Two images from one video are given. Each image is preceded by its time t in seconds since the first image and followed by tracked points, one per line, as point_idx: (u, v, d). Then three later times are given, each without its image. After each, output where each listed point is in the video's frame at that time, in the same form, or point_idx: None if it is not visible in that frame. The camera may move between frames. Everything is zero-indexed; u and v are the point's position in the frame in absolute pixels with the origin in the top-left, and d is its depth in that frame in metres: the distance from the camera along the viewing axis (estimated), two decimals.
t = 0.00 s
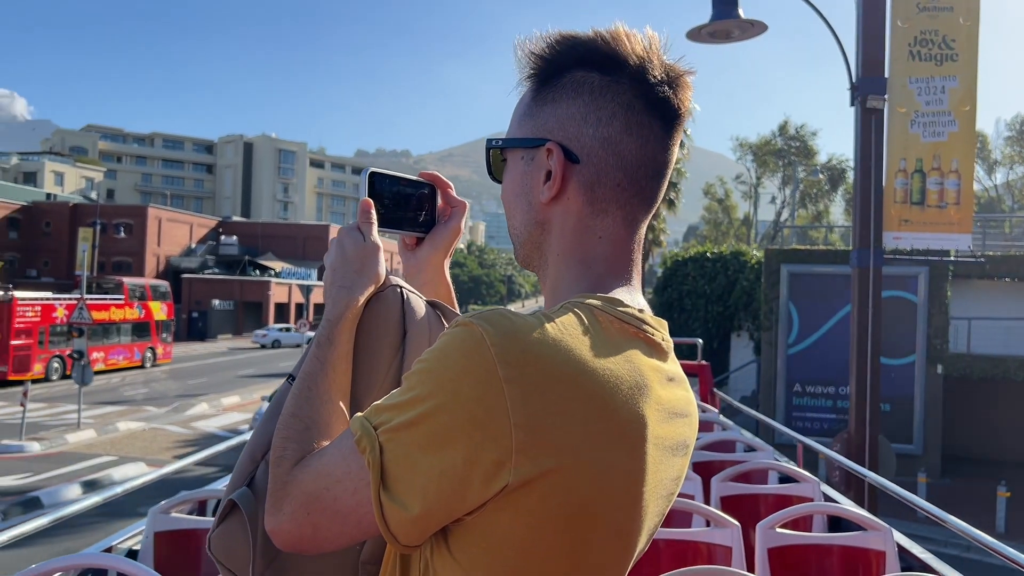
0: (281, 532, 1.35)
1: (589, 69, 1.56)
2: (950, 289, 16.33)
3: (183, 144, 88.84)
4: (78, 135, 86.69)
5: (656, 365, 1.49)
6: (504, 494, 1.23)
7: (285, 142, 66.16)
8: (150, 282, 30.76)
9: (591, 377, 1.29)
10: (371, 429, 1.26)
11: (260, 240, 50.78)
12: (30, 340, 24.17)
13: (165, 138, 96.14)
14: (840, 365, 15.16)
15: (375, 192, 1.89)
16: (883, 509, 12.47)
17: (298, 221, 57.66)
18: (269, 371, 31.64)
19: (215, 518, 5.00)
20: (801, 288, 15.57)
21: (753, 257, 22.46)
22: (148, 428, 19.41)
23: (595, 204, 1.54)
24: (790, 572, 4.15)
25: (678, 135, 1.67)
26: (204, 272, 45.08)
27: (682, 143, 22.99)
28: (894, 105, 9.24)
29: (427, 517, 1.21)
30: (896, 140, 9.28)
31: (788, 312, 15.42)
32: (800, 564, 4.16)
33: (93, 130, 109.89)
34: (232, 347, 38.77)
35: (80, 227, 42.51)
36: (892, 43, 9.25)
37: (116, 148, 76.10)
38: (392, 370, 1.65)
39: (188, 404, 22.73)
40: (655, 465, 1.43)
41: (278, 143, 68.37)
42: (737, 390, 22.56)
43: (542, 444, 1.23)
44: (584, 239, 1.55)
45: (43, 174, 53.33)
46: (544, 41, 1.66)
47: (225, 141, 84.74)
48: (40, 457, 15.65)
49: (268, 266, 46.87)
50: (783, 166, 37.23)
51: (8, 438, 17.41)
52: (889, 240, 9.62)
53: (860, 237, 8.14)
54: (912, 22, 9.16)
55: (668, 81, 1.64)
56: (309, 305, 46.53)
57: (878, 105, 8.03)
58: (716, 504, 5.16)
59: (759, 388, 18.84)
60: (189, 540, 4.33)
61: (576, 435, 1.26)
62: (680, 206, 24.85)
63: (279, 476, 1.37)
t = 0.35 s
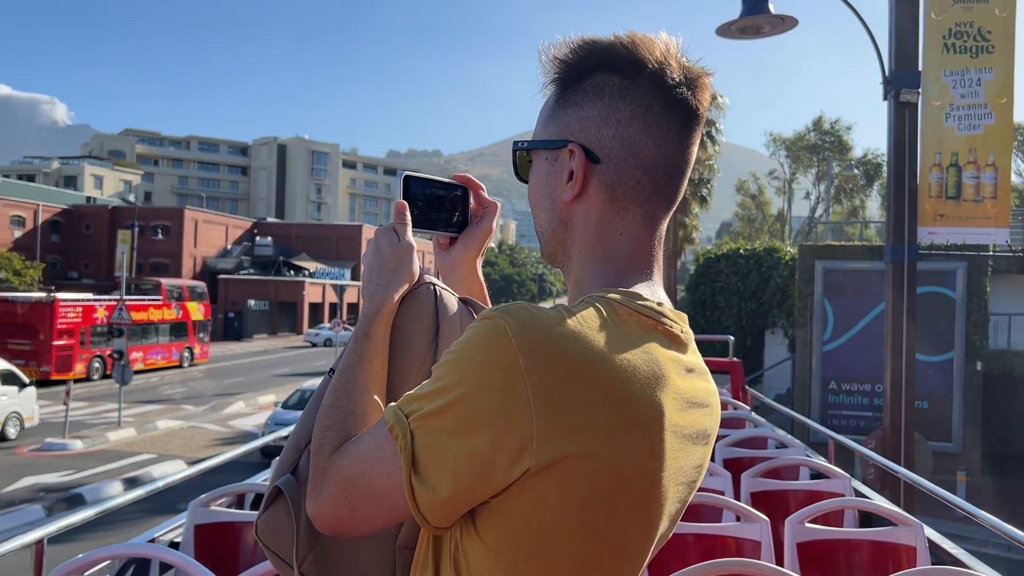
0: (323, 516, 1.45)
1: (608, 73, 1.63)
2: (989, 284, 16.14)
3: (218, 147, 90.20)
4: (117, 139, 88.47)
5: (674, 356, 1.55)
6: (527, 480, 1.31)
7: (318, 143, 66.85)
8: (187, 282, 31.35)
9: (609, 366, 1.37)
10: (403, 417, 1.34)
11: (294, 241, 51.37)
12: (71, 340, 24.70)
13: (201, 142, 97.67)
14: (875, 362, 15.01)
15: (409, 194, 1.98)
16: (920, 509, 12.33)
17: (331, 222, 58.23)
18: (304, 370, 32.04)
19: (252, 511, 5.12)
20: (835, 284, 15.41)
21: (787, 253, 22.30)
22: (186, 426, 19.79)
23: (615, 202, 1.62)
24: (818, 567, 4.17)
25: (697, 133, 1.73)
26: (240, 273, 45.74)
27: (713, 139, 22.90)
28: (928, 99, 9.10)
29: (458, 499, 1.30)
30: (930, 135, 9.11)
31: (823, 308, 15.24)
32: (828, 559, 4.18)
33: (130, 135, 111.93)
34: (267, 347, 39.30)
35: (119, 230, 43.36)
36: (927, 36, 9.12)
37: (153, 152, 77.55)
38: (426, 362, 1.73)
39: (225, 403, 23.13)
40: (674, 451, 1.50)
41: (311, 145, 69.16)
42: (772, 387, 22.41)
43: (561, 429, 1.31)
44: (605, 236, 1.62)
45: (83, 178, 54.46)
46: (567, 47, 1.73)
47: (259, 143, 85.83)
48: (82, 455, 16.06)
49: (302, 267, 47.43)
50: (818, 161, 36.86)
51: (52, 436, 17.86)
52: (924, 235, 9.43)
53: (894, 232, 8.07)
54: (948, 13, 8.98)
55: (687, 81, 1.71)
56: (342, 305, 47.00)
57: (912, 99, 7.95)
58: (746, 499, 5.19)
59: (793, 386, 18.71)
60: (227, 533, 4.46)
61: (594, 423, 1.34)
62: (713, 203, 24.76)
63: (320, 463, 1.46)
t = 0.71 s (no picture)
0: (351, 505, 1.50)
1: (622, 73, 1.67)
2: None
3: (251, 148, 91.39)
4: (153, 143, 89.97)
5: (689, 350, 1.59)
6: (541, 470, 1.35)
7: (350, 144, 67.42)
8: (223, 283, 31.86)
9: (622, 360, 1.41)
10: (424, 411, 1.39)
11: (327, 241, 51.92)
12: (110, 340, 25.18)
13: (235, 143, 98.99)
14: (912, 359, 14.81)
15: (435, 195, 2.03)
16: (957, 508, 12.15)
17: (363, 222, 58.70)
18: (337, 369, 32.37)
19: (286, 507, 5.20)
20: (871, 280, 15.15)
21: (821, 250, 22.10)
22: (223, 424, 20.12)
23: (631, 199, 1.65)
24: (849, 562, 4.16)
25: (713, 130, 1.76)
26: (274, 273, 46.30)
27: (745, 135, 22.74)
28: (963, 91, 8.94)
29: (475, 490, 1.35)
30: (963, 128, 9.02)
31: (858, 305, 14.91)
32: (860, 555, 4.16)
33: (166, 138, 113.75)
34: (301, 346, 39.76)
35: (155, 231, 44.13)
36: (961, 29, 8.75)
37: (189, 154, 78.82)
38: (452, 356, 1.78)
39: (261, 401, 23.46)
40: (689, 443, 1.53)
41: (343, 146, 69.80)
42: (807, 384, 22.23)
43: (574, 422, 1.35)
44: (622, 232, 1.66)
45: (120, 181, 55.54)
46: (583, 47, 1.77)
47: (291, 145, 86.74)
48: (122, 452, 16.42)
49: (335, 266, 47.90)
50: (852, 156, 36.46)
51: (92, 434, 18.29)
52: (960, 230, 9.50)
53: (929, 227, 7.93)
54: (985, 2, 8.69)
55: (702, 78, 1.74)
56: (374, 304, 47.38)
57: (947, 92, 7.82)
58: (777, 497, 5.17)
59: (828, 384, 18.52)
60: (262, 528, 4.54)
61: (607, 415, 1.38)
62: (745, 199, 24.59)
63: (348, 455, 1.52)
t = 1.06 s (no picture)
0: (373, 501, 1.52)
1: (639, 70, 1.67)
2: None
3: (277, 148, 92.18)
4: (180, 144, 90.86)
5: (707, 347, 1.59)
6: (557, 466, 1.36)
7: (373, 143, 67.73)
8: (249, 282, 32.16)
9: (640, 357, 1.41)
10: (442, 408, 1.41)
11: (352, 239, 52.25)
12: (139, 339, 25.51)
13: (261, 143, 99.86)
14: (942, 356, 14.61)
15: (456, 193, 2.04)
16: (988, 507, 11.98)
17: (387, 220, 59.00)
18: (362, 367, 32.57)
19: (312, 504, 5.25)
20: (899, 276, 14.92)
21: (848, 245, 21.87)
22: (249, 422, 20.33)
23: (648, 196, 1.66)
24: (877, 561, 4.12)
25: (731, 125, 1.76)
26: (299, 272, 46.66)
27: (770, 130, 22.52)
28: (991, 83, 8.85)
29: (492, 488, 1.36)
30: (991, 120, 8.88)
31: (885, 301, 14.80)
32: (888, 553, 4.12)
33: (193, 138, 115.00)
34: (326, 344, 40.04)
35: (182, 232, 44.69)
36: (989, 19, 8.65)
37: (215, 155, 79.63)
38: (473, 353, 1.80)
39: (287, 400, 23.64)
40: (708, 441, 1.53)
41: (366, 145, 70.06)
42: (834, 380, 22.00)
43: (590, 418, 1.36)
44: (639, 230, 1.66)
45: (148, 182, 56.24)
46: (602, 44, 1.77)
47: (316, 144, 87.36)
48: (152, 450, 16.67)
49: (360, 265, 48.17)
50: (880, 150, 35.98)
51: (123, 432, 18.57)
52: (989, 224, 9.29)
53: (957, 222, 7.83)
54: None
55: (719, 74, 1.73)
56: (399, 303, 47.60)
57: (975, 84, 7.71)
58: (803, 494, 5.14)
59: (856, 381, 18.34)
60: (288, 525, 4.60)
61: (622, 411, 1.38)
62: (771, 194, 24.33)
63: (369, 453, 1.54)
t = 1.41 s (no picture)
0: (389, 502, 1.53)
1: (654, 69, 1.67)
2: None
3: (292, 147, 92.58)
4: (196, 143, 91.23)
5: (724, 347, 1.58)
6: (572, 466, 1.36)
7: (388, 141, 67.91)
8: (265, 280, 32.33)
9: (651, 358, 1.41)
10: (459, 409, 1.42)
11: (367, 238, 52.42)
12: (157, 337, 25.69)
13: (276, 142, 100.37)
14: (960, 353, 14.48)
15: (471, 194, 2.05)
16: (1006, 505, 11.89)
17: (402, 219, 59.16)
18: (378, 365, 32.70)
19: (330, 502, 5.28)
20: (916, 272, 14.79)
21: (865, 241, 21.71)
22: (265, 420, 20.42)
23: (663, 196, 1.65)
24: (893, 559, 4.10)
25: (748, 124, 1.75)
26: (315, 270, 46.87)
27: (786, 126, 22.35)
28: (1010, 78, 8.78)
29: (507, 488, 1.37)
30: (1011, 114, 8.78)
31: (902, 297, 14.71)
32: (906, 552, 4.09)
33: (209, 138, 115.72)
34: (341, 342, 40.19)
35: (199, 231, 45.01)
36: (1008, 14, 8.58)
37: (231, 154, 80.20)
38: (490, 352, 1.80)
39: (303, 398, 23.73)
40: (723, 441, 1.52)
41: (380, 143, 70.17)
42: (851, 378, 21.83)
43: (605, 418, 1.36)
44: (655, 229, 1.66)
45: (165, 181, 56.69)
46: (617, 44, 1.78)
47: (331, 143, 87.69)
48: (171, 447, 16.82)
49: (375, 263, 48.31)
50: (897, 145, 35.67)
51: (141, 430, 18.74)
52: (1008, 220, 9.10)
53: (975, 217, 7.75)
54: None
55: (735, 73, 1.73)
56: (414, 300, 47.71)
57: (994, 79, 7.63)
58: (820, 492, 5.11)
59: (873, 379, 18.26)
60: (305, 522, 4.62)
61: (636, 411, 1.38)
62: (787, 190, 24.15)
63: (386, 454, 1.55)
